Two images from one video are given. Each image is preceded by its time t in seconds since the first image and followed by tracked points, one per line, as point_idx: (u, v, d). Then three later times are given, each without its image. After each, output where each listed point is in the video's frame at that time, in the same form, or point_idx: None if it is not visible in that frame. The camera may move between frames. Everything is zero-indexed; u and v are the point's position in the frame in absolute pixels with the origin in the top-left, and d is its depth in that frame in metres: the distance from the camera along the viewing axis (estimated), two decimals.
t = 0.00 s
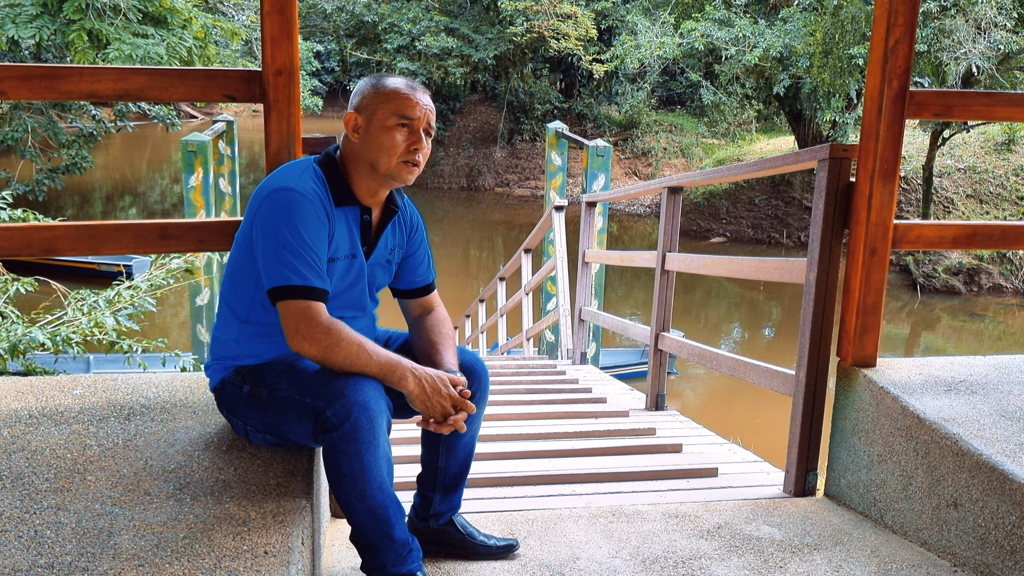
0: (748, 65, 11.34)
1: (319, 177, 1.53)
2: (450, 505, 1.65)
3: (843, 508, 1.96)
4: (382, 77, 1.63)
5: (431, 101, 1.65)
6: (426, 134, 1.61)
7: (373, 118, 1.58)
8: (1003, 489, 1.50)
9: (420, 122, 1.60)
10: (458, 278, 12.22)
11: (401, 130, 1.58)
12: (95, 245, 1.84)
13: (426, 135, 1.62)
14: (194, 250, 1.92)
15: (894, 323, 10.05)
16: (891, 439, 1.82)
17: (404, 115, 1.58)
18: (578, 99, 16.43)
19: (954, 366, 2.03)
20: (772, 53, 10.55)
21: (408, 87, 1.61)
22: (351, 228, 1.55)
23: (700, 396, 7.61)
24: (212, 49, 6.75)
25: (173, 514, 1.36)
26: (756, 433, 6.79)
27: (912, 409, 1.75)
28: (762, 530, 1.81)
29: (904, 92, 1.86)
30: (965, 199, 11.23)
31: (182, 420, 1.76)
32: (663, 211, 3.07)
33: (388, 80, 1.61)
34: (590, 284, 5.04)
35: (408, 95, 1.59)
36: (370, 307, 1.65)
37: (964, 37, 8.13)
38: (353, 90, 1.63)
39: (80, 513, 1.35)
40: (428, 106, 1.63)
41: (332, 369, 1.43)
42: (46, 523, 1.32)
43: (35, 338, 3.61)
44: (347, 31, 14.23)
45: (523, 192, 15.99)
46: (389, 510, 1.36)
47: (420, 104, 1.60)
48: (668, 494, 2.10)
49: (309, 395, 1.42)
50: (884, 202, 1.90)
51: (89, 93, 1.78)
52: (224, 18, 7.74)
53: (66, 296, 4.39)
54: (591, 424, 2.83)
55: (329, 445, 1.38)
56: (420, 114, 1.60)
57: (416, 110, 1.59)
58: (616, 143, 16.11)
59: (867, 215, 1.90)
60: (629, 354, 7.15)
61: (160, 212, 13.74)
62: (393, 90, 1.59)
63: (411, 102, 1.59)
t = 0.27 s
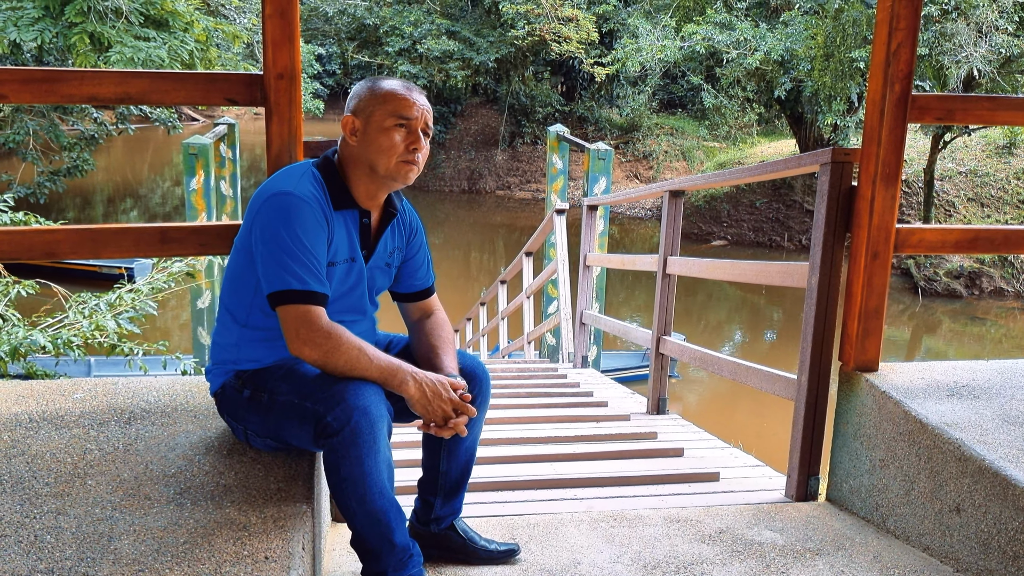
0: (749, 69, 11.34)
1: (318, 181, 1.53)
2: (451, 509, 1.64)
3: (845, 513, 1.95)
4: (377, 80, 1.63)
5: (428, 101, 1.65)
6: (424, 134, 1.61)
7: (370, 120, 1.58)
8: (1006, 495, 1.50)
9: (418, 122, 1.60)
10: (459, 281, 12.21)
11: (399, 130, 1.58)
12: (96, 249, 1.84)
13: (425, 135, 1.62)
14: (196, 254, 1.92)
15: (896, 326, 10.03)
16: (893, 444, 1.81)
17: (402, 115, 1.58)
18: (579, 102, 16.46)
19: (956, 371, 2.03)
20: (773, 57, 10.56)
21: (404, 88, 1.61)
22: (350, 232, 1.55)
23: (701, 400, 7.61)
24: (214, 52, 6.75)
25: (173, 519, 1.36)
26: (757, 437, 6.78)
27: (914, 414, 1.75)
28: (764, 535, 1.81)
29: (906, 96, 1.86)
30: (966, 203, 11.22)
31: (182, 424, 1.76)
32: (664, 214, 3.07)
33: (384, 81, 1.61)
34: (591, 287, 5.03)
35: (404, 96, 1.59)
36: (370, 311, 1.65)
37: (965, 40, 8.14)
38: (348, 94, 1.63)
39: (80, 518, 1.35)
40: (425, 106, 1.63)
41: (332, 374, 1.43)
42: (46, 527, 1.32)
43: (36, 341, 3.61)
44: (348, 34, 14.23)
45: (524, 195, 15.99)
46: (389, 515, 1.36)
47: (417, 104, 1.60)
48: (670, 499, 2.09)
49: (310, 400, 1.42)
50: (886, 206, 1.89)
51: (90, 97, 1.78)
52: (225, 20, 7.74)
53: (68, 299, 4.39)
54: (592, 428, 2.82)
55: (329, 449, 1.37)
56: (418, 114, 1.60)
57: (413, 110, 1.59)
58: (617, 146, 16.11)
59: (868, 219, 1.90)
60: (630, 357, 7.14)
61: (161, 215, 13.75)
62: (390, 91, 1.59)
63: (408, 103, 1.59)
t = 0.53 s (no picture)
0: (750, 71, 11.34)
1: (320, 183, 1.53)
2: (452, 511, 1.64)
3: (847, 516, 1.94)
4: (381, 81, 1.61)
5: (432, 104, 1.64)
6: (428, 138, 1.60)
7: (375, 124, 1.57)
8: (1009, 498, 1.49)
9: (423, 126, 1.59)
10: (460, 283, 12.21)
11: (404, 135, 1.57)
12: (97, 251, 1.84)
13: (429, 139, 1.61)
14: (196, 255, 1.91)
15: (898, 329, 10.02)
16: (895, 447, 1.81)
17: (407, 120, 1.57)
18: (580, 104, 16.48)
19: (959, 373, 2.03)
20: (775, 59, 10.56)
21: (408, 91, 1.60)
22: (351, 234, 1.55)
23: (703, 402, 7.60)
24: (216, 54, 6.75)
25: (173, 521, 1.35)
26: (758, 440, 6.78)
27: (917, 417, 1.74)
28: (766, 538, 1.80)
29: (908, 98, 1.86)
30: (968, 206, 11.21)
31: (183, 427, 1.75)
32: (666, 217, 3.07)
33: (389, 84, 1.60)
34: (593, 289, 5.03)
35: (408, 99, 1.58)
36: (372, 313, 1.65)
37: (966, 43, 8.14)
38: (352, 96, 1.61)
39: (80, 520, 1.34)
40: (429, 109, 1.62)
41: (333, 377, 1.42)
42: (46, 530, 1.31)
43: (37, 343, 3.61)
44: (350, 37, 14.22)
45: (525, 197, 16.00)
46: (390, 517, 1.36)
47: (421, 109, 1.59)
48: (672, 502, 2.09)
49: (311, 402, 1.42)
50: (888, 208, 1.89)
51: (91, 98, 1.78)
52: (227, 22, 7.75)
53: (69, 300, 4.39)
54: (594, 430, 2.82)
55: (330, 452, 1.37)
56: (422, 118, 1.59)
57: (418, 114, 1.58)
58: (618, 148, 16.12)
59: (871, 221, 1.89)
60: (631, 359, 7.14)
61: (163, 217, 13.76)
62: (395, 94, 1.58)
63: (413, 107, 1.58)
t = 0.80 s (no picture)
0: (752, 73, 11.34)
1: (314, 184, 1.52)
2: (453, 513, 1.64)
3: (850, 519, 1.94)
4: (374, 79, 1.58)
5: (425, 102, 1.61)
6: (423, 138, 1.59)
7: (370, 126, 1.54)
8: (1012, 502, 1.49)
9: (418, 127, 1.57)
10: (461, 284, 12.21)
11: (400, 137, 1.55)
12: (99, 252, 1.84)
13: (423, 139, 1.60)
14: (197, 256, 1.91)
15: (899, 331, 10.02)
16: (898, 450, 1.80)
17: (403, 121, 1.55)
18: (582, 106, 16.49)
19: (961, 376, 2.02)
20: (776, 61, 10.57)
21: (401, 90, 1.57)
22: (347, 234, 1.55)
23: (704, 404, 7.60)
24: (218, 56, 6.74)
25: (173, 522, 1.35)
26: (760, 442, 6.78)
27: (920, 419, 1.74)
28: (767, 541, 1.79)
29: (911, 100, 1.86)
30: (970, 208, 11.20)
31: (184, 428, 1.75)
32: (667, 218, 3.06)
33: (382, 85, 1.56)
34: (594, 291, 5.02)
35: (403, 99, 1.55)
36: (371, 312, 1.65)
37: (968, 45, 8.15)
38: (344, 94, 1.58)
39: (80, 521, 1.34)
40: (423, 107, 1.60)
41: (333, 377, 1.42)
42: (45, 531, 1.31)
43: (38, 343, 3.61)
44: (353, 38, 14.17)
45: (527, 199, 16.03)
46: (390, 519, 1.35)
47: (416, 109, 1.57)
48: (673, 504, 2.08)
49: (311, 404, 1.41)
50: (891, 210, 1.89)
51: (92, 98, 1.78)
52: (229, 24, 7.75)
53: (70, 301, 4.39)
54: (595, 432, 2.82)
55: (330, 453, 1.37)
56: (418, 118, 1.57)
57: (412, 115, 1.56)
58: (620, 150, 16.11)
59: (873, 224, 1.89)
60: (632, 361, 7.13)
61: (164, 218, 13.78)
62: (390, 95, 1.55)
63: (408, 109, 1.55)
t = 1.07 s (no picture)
0: (752, 76, 11.34)
1: (285, 189, 1.50)
2: (453, 516, 1.63)
3: (850, 523, 1.93)
4: (329, 75, 1.55)
5: (385, 91, 1.59)
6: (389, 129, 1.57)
7: (334, 125, 1.52)
8: (1013, 506, 1.48)
9: (381, 119, 1.55)
10: (461, 287, 12.21)
11: (365, 132, 1.53)
12: (99, 255, 1.84)
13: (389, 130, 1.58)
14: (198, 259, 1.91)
15: (899, 334, 10.01)
16: (899, 453, 1.80)
17: (367, 116, 1.53)
18: (583, 108, 16.46)
19: (962, 380, 2.01)
20: (777, 64, 10.56)
21: (360, 83, 1.54)
22: (326, 234, 1.54)
23: (704, 406, 7.59)
24: (218, 58, 6.74)
25: (172, 526, 1.35)
26: (760, 445, 6.77)
27: (921, 424, 1.73)
28: (768, 545, 1.79)
29: (913, 103, 1.85)
30: (970, 211, 11.19)
31: (183, 431, 1.75)
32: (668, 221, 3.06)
33: (340, 80, 1.54)
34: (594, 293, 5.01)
35: (363, 93, 1.53)
36: (362, 308, 1.65)
37: (969, 48, 8.15)
38: (302, 95, 1.55)
39: (78, 525, 1.34)
40: (384, 98, 1.58)
41: (330, 382, 1.42)
42: (44, 535, 1.31)
43: (38, 345, 3.60)
44: (353, 40, 13.94)
45: (527, 201, 16.04)
46: (391, 522, 1.35)
47: (378, 101, 1.55)
48: (673, 508, 2.08)
49: (309, 408, 1.41)
50: (892, 213, 1.88)
51: (92, 101, 1.77)
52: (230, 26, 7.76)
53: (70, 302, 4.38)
54: (595, 435, 2.81)
55: (330, 457, 1.36)
56: (380, 110, 1.55)
57: (374, 107, 1.54)
58: (620, 153, 16.10)
59: (875, 227, 1.89)
60: (632, 363, 7.12)
61: (165, 220, 13.77)
62: (349, 90, 1.53)
63: (370, 102, 1.53)
